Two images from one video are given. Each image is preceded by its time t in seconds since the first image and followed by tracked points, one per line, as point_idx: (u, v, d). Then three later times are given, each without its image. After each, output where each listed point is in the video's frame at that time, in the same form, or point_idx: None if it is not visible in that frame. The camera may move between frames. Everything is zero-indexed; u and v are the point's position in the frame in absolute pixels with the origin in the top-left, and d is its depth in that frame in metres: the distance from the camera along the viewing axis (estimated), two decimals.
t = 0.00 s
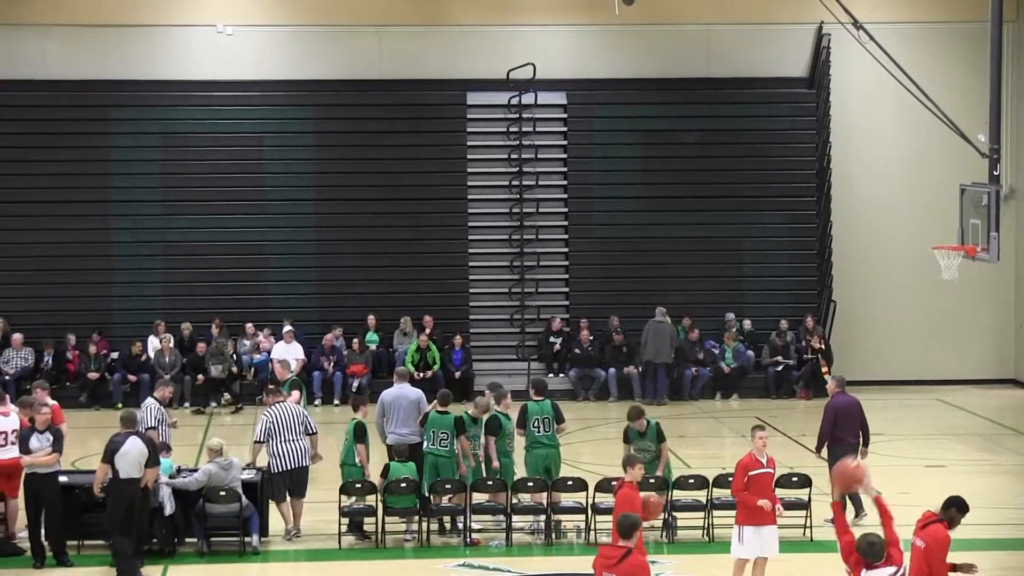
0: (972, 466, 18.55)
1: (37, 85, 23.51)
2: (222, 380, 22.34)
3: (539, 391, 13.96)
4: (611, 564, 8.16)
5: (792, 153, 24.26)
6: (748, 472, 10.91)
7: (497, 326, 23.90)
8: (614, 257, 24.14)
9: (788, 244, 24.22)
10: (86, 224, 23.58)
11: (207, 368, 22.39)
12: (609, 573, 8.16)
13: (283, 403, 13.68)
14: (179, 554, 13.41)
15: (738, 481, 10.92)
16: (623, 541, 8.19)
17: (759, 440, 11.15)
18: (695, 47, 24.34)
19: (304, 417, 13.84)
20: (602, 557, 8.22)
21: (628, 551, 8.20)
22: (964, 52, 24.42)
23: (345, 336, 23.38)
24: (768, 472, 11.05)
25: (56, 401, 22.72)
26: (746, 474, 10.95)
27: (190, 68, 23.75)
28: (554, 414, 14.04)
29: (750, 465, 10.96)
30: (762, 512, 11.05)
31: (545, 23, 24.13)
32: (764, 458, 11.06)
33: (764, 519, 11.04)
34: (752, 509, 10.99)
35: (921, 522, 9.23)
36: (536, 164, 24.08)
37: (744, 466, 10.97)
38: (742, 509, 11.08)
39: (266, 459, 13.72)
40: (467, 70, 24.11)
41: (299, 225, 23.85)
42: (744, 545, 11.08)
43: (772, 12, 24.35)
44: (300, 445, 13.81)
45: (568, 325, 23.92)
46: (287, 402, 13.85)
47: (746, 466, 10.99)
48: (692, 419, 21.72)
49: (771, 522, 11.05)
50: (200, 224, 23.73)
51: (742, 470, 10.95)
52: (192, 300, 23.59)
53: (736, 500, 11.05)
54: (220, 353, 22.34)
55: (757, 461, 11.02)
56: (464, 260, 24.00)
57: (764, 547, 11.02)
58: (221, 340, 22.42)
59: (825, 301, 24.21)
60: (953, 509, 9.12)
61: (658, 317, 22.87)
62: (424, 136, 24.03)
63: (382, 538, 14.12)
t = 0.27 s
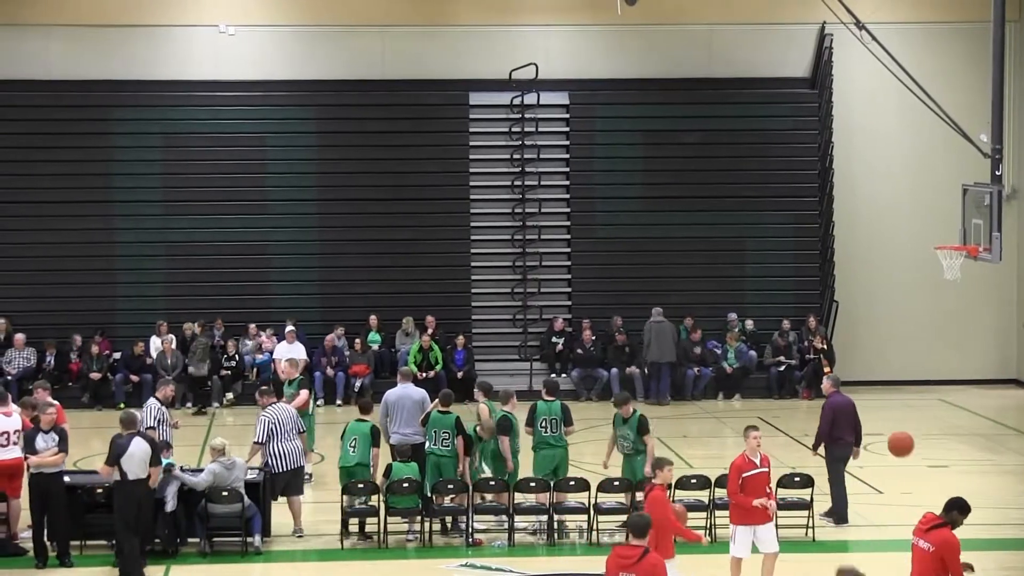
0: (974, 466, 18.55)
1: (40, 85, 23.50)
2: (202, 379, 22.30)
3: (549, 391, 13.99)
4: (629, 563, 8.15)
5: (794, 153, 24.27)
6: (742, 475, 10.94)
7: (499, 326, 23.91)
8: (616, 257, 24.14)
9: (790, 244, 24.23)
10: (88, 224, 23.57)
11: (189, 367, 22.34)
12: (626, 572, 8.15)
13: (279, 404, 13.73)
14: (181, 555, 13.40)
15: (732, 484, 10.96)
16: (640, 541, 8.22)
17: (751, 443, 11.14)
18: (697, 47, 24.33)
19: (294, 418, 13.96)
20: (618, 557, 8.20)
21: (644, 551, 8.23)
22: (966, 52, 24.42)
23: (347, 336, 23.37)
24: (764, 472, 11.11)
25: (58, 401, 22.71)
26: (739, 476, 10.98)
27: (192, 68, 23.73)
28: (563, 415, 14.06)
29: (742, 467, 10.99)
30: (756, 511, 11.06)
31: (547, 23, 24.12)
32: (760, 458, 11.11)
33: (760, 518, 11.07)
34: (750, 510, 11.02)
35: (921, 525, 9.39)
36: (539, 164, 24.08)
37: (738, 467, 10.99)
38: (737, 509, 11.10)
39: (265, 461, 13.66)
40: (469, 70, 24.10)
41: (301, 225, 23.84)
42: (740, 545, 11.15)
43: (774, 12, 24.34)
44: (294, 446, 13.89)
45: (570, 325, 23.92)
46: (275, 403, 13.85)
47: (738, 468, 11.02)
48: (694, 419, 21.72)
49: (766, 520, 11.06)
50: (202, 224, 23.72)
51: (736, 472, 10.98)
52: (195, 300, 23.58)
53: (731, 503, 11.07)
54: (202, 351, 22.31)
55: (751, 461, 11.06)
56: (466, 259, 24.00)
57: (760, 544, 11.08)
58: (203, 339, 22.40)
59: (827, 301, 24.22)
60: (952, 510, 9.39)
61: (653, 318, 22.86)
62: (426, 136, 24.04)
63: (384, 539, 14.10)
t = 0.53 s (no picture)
0: (977, 466, 18.55)
1: (43, 85, 23.50)
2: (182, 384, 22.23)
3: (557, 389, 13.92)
4: (635, 563, 8.10)
5: (796, 153, 24.28)
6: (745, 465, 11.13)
7: (502, 326, 23.91)
8: (619, 257, 24.14)
9: (792, 244, 24.23)
10: (91, 223, 23.56)
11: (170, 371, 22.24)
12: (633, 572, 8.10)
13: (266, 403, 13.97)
14: (183, 554, 13.40)
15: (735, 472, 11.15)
16: (645, 540, 8.18)
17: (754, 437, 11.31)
18: (699, 47, 24.36)
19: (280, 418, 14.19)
20: (624, 557, 8.15)
21: (650, 549, 8.20)
22: (968, 52, 24.44)
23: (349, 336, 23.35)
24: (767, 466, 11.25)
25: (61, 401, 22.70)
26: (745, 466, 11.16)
27: (195, 68, 23.75)
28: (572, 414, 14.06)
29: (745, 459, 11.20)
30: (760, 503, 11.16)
31: (550, 23, 24.14)
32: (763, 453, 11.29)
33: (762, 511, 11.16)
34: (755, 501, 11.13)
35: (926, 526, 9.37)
36: (542, 164, 24.08)
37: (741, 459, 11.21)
38: (742, 502, 11.19)
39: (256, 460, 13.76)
40: (472, 70, 24.11)
41: (303, 225, 23.84)
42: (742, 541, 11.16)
43: (775, 12, 24.38)
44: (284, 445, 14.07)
45: (573, 325, 23.91)
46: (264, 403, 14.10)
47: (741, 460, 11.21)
48: (697, 419, 21.71)
49: (769, 514, 11.16)
50: (205, 224, 23.72)
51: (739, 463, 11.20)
52: (197, 300, 23.58)
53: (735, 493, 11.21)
54: (183, 356, 22.14)
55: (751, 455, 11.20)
56: (469, 259, 24.01)
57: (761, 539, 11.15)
58: (183, 344, 22.20)
59: (830, 300, 24.22)
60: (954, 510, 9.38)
61: (653, 316, 22.87)
62: (428, 136, 24.04)
63: (386, 539, 14.08)
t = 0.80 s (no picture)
0: (978, 466, 18.55)
1: (44, 85, 23.48)
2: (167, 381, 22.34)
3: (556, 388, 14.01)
4: (636, 550, 8.22)
5: (797, 153, 24.29)
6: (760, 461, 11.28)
7: (504, 326, 23.90)
8: (620, 257, 24.15)
9: (793, 244, 24.24)
10: (93, 223, 23.55)
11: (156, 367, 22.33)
12: (635, 559, 8.23)
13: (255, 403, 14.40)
14: (185, 555, 13.38)
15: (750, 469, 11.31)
16: (646, 528, 8.29)
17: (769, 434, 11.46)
18: (701, 47, 24.35)
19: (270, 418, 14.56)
20: (625, 545, 8.26)
21: (651, 538, 8.30)
22: (970, 52, 24.45)
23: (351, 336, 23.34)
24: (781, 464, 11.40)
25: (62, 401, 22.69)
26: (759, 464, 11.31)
27: (196, 68, 23.73)
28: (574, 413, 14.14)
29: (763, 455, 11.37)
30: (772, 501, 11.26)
31: (552, 23, 24.14)
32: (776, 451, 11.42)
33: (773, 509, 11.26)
34: (767, 498, 11.23)
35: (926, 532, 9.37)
36: (543, 164, 24.08)
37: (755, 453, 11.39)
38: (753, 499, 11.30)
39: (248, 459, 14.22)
40: (474, 70, 24.11)
41: (305, 225, 23.84)
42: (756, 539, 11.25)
43: (777, 12, 24.38)
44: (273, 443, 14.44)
45: (575, 325, 23.92)
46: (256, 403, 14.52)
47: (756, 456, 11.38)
48: (699, 419, 21.70)
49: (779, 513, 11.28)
50: (206, 224, 23.71)
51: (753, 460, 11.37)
52: (199, 300, 23.57)
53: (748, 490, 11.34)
54: (168, 354, 22.20)
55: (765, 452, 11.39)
56: (471, 259, 24.00)
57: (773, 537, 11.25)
58: (169, 342, 22.21)
59: (832, 300, 24.22)
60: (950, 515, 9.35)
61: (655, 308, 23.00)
62: (430, 136, 24.03)
63: (389, 539, 14.06)
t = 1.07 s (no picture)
0: (980, 466, 18.54)
1: (46, 85, 23.48)
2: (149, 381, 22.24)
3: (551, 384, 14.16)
4: (643, 546, 8.22)
5: (799, 153, 24.29)
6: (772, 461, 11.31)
7: (506, 326, 23.90)
8: (622, 257, 24.15)
9: (795, 244, 24.25)
10: (94, 224, 23.55)
11: (138, 368, 22.25)
12: (640, 555, 8.23)
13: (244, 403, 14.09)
14: (186, 555, 13.35)
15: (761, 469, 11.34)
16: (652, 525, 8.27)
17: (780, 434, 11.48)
18: (702, 47, 24.36)
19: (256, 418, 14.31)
20: (630, 542, 8.26)
21: (656, 534, 8.30)
22: (970, 52, 24.47)
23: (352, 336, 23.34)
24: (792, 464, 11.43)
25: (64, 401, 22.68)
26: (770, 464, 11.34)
27: (198, 68, 23.73)
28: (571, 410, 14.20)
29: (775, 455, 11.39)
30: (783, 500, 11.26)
31: (553, 23, 24.14)
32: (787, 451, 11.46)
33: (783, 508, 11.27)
34: (775, 498, 11.24)
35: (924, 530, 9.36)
36: (545, 164, 24.09)
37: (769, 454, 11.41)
38: (762, 498, 11.31)
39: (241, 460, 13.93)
40: (476, 70, 24.11)
41: (307, 225, 23.84)
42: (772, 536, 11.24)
43: (778, 12, 24.38)
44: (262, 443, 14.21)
45: (577, 325, 23.92)
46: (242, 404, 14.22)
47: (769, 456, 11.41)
48: (701, 418, 21.70)
49: (788, 512, 11.27)
50: (208, 224, 23.71)
51: (766, 460, 11.39)
52: (201, 300, 23.57)
53: (757, 488, 11.37)
54: (149, 354, 22.10)
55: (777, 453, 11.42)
56: (473, 259, 24.01)
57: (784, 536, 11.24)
58: (150, 343, 22.12)
59: (833, 300, 24.23)
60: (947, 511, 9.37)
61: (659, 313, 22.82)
62: (432, 136, 24.04)
63: (390, 539, 14.05)
